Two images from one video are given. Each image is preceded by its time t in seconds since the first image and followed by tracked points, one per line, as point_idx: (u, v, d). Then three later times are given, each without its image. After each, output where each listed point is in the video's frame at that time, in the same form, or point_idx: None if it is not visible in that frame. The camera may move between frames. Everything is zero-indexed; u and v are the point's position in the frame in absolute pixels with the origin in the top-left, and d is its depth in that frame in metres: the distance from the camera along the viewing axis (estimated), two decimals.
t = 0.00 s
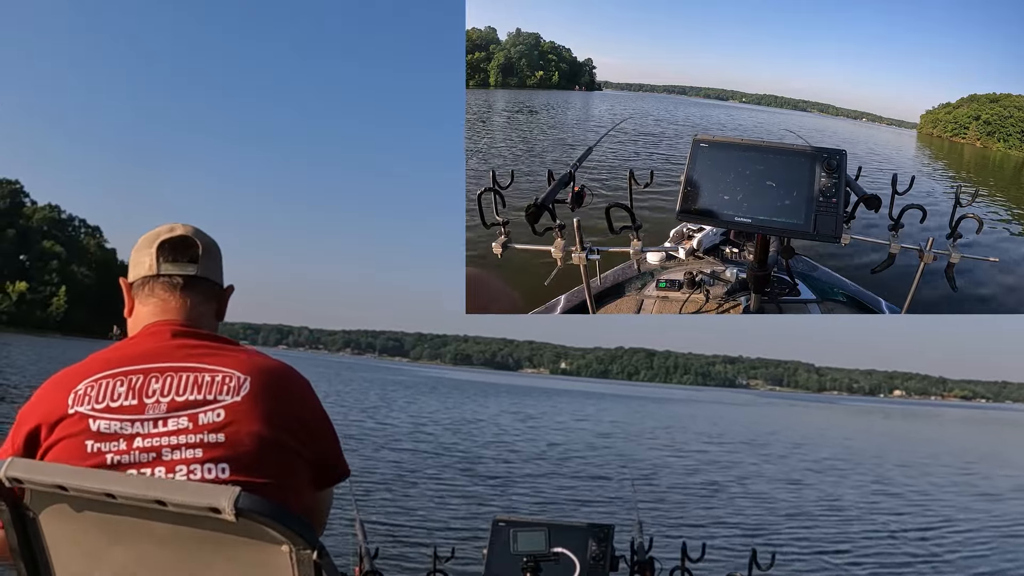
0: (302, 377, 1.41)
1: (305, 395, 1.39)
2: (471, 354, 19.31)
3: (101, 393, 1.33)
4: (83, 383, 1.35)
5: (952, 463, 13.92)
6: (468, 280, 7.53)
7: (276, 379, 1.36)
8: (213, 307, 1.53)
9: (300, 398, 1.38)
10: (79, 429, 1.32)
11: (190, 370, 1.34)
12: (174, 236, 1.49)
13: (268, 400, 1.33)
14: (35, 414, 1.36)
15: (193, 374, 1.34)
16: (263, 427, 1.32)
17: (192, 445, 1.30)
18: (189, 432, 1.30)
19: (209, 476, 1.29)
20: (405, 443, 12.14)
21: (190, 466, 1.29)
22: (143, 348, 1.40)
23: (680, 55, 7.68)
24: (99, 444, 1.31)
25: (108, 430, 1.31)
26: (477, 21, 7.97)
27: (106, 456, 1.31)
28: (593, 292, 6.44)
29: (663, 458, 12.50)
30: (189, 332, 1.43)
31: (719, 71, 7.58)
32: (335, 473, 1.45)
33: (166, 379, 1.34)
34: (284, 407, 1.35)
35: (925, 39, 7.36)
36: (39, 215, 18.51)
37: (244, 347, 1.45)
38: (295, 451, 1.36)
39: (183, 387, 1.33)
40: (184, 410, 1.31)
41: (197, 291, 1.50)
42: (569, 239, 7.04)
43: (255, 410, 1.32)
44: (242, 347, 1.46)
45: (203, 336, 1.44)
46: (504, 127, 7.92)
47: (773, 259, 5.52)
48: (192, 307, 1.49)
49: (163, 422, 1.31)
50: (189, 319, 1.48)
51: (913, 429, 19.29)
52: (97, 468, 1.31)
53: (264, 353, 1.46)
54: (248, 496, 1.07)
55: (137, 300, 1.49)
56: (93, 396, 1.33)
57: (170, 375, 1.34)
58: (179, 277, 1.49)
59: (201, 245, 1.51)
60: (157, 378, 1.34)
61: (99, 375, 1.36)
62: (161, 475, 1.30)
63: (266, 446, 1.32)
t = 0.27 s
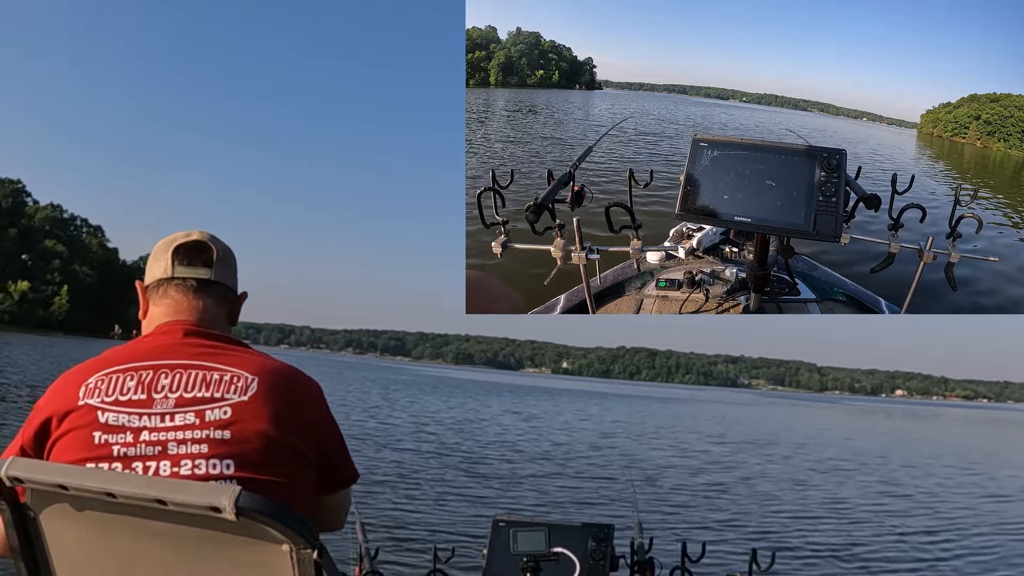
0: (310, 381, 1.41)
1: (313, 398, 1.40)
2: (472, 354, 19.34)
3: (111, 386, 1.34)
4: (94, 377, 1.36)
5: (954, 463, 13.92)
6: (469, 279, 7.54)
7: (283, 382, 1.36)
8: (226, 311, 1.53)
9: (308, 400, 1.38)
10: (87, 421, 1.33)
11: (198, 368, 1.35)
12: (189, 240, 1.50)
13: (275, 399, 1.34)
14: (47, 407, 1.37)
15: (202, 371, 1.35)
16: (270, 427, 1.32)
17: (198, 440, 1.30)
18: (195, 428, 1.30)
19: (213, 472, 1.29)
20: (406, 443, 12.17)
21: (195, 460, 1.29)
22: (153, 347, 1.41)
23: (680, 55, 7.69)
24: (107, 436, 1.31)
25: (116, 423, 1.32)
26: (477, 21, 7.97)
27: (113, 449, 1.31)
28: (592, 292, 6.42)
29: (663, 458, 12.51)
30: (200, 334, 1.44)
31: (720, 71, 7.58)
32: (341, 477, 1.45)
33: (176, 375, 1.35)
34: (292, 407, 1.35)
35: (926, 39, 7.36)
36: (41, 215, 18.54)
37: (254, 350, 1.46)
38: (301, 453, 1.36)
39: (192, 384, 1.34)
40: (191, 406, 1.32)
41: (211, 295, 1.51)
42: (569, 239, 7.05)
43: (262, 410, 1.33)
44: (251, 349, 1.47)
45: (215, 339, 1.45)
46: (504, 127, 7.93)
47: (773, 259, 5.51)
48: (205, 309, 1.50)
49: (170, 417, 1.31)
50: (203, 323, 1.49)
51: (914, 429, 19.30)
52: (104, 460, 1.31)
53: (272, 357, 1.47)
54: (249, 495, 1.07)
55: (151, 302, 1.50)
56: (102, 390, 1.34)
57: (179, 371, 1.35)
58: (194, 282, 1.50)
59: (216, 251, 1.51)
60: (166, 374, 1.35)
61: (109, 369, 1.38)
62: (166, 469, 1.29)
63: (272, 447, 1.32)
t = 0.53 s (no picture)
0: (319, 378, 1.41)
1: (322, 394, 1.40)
2: (474, 354, 19.34)
3: (120, 382, 1.35)
4: (104, 372, 1.37)
5: (954, 463, 13.94)
6: (469, 279, 7.54)
7: (292, 379, 1.36)
8: (233, 311, 1.53)
9: (317, 397, 1.38)
10: (96, 416, 1.33)
11: (207, 364, 1.36)
12: (196, 240, 1.50)
13: (284, 395, 1.34)
14: (56, 402, 1.37)
15: (210, 368, 1.35)
16: (279, 423, 1.32)
17: (206, 435, 1.30)
18: (204, 424, 1.30)
19: (222, 467, 1.29)
20: (407, 443, 12.17)
21: (204, 456, 1.29)
22: (161, 344, 1.41)
23: (680, 55, 7.68)
24: (116, 431, 1.32)
25: (125, 418, 1.32)
26: (477, 21, 7.96)
27: (122, 444, 1.31)
28: (592, 292, 6.43)
29: (664, 458, 12.52)
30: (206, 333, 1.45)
31: (720, 71, 7.58)
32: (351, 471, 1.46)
33: (184, 371, 1.35)
34: (300, 403, 1.36)
35: (926, 39, 7.36)
36: (42, 215, 18.52)
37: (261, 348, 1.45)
38: (309, 450, 1.36)
39: (200, 380, 1.34)
40: (199, 402, 1.32)
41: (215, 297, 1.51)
42: (569, 239, 7.06)
43: (271, 406, 1.33)
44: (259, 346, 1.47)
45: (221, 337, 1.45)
46: (504, 127, 7.93)
47: (773, 259, 5.49)
48: (211, 309, 1.50)
49: (179, 413, 1.31)
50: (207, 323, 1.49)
51: (916, 429, 19.29)
52: (112, 455, 1.31)
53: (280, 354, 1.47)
54: (253, 492, 1.07)
55: (158, 301, 1.50)
56: (111, 385, 1.35)
57: (188, 367, 1.36)
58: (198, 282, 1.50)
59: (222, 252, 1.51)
60: (175, 370, 1.35)
61: (119, 365, 1.38)
62: (174, 464, 1.29)
63: (281, 443, 1.32)
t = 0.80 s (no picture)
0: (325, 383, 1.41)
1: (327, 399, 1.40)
2: (475, 355, 19.34)
3: (124, 379, 1.35)
4: (108, 369, 1.37)
5: (956, 463, 13.96)
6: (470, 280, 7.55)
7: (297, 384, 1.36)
8: (238, 312, 1.53)
9: (323, 400, 1.38)
10: (99, 413, 1.33)
11: (211, 364, 1.36)
12: (200, 241, 1.50)
13: (288, 397, 1.34)
14: (59, 400, 1.37)
15: (214, 367, 1.35)
16: (282, 425, 1.32)
17: (207, 434, 1.30)
18: (205, 423, 1.30)
19: (224, 466, 1.29)
20: (408, 444, 12.18)
21: (205, 456, 1.29)
22: (167, 342, 1.42)
23: (681, 55, 7.67)
24: (118, 427, 1.32)
25: (127, 416, 1.32)
26: (478, 21, 7.95)
27: (124, 441, 1.31)
28: (592, 292, 6.43)
29: (665, 459, 12.52)
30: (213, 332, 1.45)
31: (722, 71, 7.57)
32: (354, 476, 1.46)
33: (187, 370, 1.35)
34: (305, 405, 1.35)
35: (926, 39, 7.36)
36: (44, 217, 18.51)
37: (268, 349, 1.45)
38: (312, 454, 1.36)
39: (203, 379, 1.34)
40: (202, 401, 1.32)
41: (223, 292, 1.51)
42: (569, 240, 7.07)
43: (275, 408, 1.33)
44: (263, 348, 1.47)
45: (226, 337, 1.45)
46: (505, 128, 7.92)
47: (773, 259, 5.49)
48: (217, 309, 1.50)
49: (181, 412, 1.31)
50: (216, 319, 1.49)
51: (917, 428, 19.29)
52: (115, 452, 1.31)
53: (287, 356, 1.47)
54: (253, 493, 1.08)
55: (165, 303, 1.51)
56: (114, 383, 1.35)
57: (191, 367, 1.36)
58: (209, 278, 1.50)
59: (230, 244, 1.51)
60: (180, 368, 1.35)
61: (123, 362, 1.38)
62: (175, 462, 1.29)
63: (284, 444, 1.32)
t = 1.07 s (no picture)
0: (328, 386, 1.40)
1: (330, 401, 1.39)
2: (477, 356, 19.35)
3: (124, 380, 1.35)
4: (109, 370, 1.38)
5: (956, 464, 13.95)
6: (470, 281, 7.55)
7: (299, 386, 1.35)
8: (240, 311, 1.50)
9: (326, 401, 1.38)
10: (99, 413, 1.33)
11: (212, 364, 1.36)
12: (194, 241, 1.46)
13: (290, 399, 1.33)
14: (62, 400, 1.38)
15: (215, 367, 1.35)
16: (283, 428, 1.32)
17: (208, 436, 1.30)
18: (205, 424, 1.30)
19: (223, 468, 1.29)
20: (409, 446, 12.19)
21: (205, 457, 1.29)
22: (170, 343, 1.41)
23: (681, 55, 7.67)
24: (118, 428, 1.32)
25: (127, 416, 1.32)
26: (479, 21, 7.95)
27: (124, 441, 1.32)
28: (592, 291, 6.43)
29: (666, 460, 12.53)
30: (215, 334, 1.44)
31: (722, 71, 7.57)
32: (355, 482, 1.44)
33: (188, 371, 1.35)
34: (307, 408, 1.35)
35: (926, 39, 7.35)
36: (45, 218, 18.51)
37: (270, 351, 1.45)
38: (312, 459, 1.35)
39: (204, 380, 1.34)
40: (202, 402, 1.32)
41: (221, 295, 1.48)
42: (569, 240, 7.08)
43: (276, 410, 1.32)
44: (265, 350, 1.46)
45: (229, 338, 1.44)
46: (505, 128, 7.93)
47: (773, 258, 5.48)
48: (219, 310, 1.48)
49: (181, 412, 1.31)
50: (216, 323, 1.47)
51: (919, 429, 19.29)
52: (114, 452, 1.32)
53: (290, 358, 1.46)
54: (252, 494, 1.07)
55: (168, 304, 1.50)
56: (114, 384, 1.35)
57: (192, 367, 1.36)
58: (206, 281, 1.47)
59: (224, 244, 1.46)
60: (181, 369, 1.35)
61: (123, 362, 1.39)
62: (175, 463, 1.30)
63: (284, 448, 1.31)
